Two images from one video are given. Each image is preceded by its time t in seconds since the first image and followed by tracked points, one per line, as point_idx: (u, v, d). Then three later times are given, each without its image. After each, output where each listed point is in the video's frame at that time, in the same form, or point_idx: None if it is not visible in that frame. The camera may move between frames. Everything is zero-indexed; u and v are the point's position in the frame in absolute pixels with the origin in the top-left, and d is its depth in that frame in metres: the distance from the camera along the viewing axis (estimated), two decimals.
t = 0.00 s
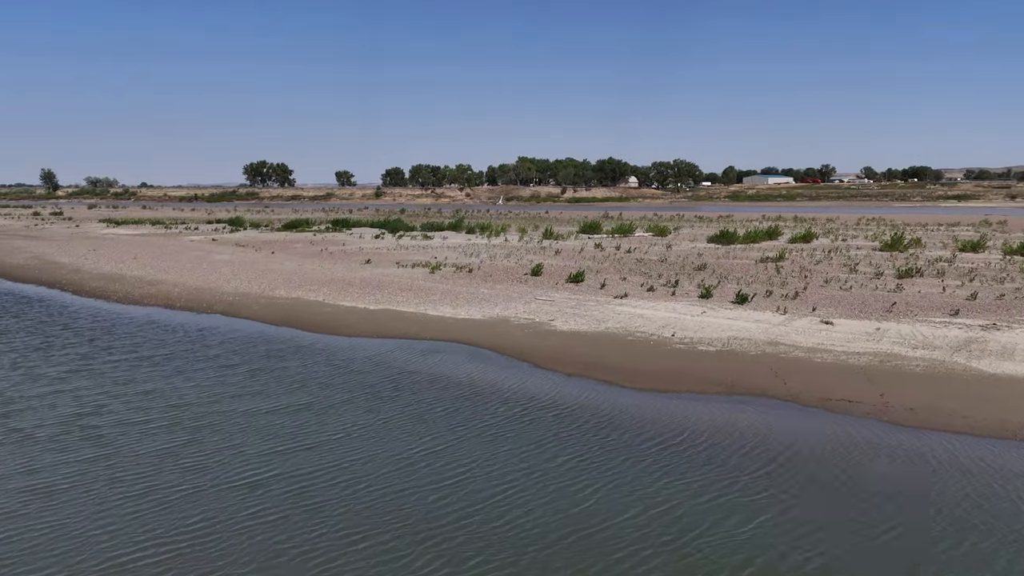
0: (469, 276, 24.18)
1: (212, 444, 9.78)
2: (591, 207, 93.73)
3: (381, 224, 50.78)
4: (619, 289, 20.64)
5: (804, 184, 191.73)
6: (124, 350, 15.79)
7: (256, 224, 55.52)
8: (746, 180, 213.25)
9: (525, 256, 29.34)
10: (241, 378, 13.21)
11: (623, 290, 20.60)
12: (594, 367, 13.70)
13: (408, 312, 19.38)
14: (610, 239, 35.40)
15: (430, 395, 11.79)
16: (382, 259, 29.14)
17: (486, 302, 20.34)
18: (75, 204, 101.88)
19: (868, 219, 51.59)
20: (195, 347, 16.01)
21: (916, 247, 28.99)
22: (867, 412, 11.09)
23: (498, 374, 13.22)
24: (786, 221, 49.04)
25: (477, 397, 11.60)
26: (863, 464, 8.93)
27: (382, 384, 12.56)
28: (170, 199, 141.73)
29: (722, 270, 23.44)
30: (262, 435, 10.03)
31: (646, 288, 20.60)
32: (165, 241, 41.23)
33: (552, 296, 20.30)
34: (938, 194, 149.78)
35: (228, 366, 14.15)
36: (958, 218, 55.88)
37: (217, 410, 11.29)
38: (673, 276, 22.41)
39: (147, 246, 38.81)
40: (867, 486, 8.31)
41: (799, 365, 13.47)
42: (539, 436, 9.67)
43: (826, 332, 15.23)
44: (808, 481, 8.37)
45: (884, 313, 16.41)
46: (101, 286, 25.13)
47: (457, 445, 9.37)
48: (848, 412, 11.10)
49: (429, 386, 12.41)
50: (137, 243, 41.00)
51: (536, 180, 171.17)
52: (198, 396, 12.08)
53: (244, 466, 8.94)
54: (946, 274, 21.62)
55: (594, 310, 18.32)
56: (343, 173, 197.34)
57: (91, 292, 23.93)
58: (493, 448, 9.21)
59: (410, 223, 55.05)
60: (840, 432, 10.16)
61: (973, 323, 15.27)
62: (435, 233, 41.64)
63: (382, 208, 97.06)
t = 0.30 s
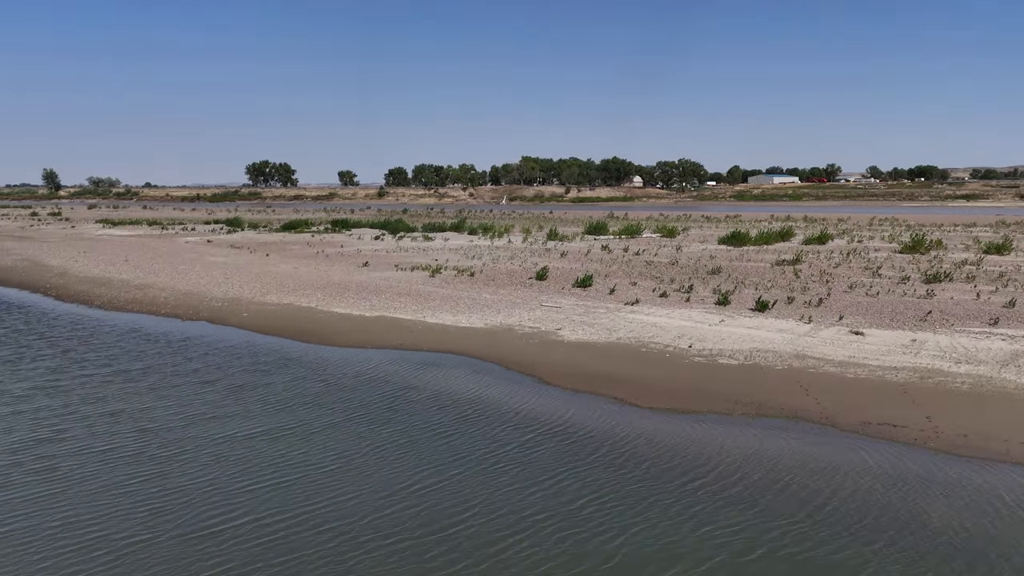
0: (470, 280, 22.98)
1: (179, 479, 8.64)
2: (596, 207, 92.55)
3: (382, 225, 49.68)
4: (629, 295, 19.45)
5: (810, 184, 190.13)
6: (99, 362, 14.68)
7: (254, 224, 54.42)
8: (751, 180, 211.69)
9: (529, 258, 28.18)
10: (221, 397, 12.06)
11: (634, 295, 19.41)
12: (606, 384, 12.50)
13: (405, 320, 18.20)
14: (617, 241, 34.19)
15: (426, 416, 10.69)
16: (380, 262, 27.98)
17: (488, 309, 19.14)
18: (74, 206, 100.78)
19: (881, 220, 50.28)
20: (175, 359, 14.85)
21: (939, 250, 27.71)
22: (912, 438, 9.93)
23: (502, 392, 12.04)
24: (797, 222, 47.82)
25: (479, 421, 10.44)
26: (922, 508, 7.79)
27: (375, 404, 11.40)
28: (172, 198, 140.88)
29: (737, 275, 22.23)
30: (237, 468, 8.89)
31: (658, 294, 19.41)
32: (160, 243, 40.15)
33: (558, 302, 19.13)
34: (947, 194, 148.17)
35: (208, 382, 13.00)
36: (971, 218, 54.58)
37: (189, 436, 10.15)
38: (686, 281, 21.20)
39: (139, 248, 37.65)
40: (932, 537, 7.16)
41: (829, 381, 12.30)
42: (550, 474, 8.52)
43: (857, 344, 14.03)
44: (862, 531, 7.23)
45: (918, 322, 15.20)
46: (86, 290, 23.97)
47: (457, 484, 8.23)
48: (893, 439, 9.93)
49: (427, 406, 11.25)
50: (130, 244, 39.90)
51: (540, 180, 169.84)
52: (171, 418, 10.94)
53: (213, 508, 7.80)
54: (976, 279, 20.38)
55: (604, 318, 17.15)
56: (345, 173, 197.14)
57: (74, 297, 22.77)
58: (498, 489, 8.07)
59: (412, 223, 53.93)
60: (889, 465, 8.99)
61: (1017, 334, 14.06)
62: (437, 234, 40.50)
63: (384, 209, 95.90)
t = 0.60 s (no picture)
0: (472, 285, 21.80)
1: (136, 527, 7.49)
2: (600, 207, 91.38)
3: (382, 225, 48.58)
4: (640, 302, 18.25)
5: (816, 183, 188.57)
6: (69, 378, 13.55)
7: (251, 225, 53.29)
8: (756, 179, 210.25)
9: (534, 261, 27.00)
10: (195, 419, 10.94)
11: (646, 303, 18.20)
12: (620, 405, 11.32)
13: (402, 330, 17.03)
14: (624, 243, 32.98)
15: (420, 445, 9.56)
16: (378, 265, 26.82)
17: (491, 316, 17.96)
18: (73, 206, 99.76)
19: (894, 220, 48.96)
20: (153, 373, 13.74)
21: (963, 254, 26.44)
22: (971, 473, 8.79)
23: (505, 414, 10.88)
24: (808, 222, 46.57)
25: (480, 451, 9.31)
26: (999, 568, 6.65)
27: (365, 429, 10.26)
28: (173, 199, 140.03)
29: (754, 280, 21.01)
30: (204, 512, 7.73)
31: (672, 301, 18.20)
32: (154, 244, 39.04)
33: (565, 310, 17.94)
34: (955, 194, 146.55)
35: (184, 402, 11.87)
36: (986, 219, 53.29)
37: (154, 469, 9.01)
38: (699, 286, 19.99)
39: (132, 249, 36.55)
40: None
41: (867, 403, 11.13)
42: (563, 523, 7.37)
43: (894, 359, 12.82)
44: None
45: (958, 334, 13.98)
46: (70, 296, 22.88)
47: (455, 536, 7.10)
48: (951, 476, 8.77)
49: (423, 432, 10.12)
50: (123, 246, 38.79)
51: (544, 180, 168.63)
52: (138, 448, 9.81)
53: (171, 566, 6.68)
54: (1010, 285, 19.13)
55: (615, 328, 15.95)
56: (347, 174, 196.19)
57: (55, 304, 21.63)
58: (504, 544, 6.92)
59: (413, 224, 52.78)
60: (952, 509, 7.86)
61: None
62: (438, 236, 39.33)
63: (387, 208, 94.97)
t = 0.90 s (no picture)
0: (473, 291, 20.64)
1: None
2: (604, 208, 90.31)
3: (382, 227, 47.46)
4: (653, 310, 17.07)
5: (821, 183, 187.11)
6: (34, 396, 12.42)
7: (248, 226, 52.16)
8: (761, 179, 208.88)
9: (538, 265, 25.83)
10: (163, 448, 9.80)
11: (659, 311, 17.02)
12: (638, 432, 10.14)
13: (398, 340, 15.89)
14: (632, 245, 31.79)
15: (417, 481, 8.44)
16: (376, 269, 25.67)
17: (493, 325, 16.80)
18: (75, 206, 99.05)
19: (907, 221, 47.74)
20: (125, 391, 12.60)
21: (988, 257, 25.23)
22: None
23: (508, 442, 9.72)
24: (819, 223, 45.34)
25: (481, 490, 8.18)
26: None
27: (353, 461, 9.13)
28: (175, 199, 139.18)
29: (771, 285, 19.83)
30: (161, 572, 6.61)
31: (686, 309, 17.02)
32: (147, 246, 37.92)
33: (571, 318, 16.78)
34: (963, 194, 145.05)
35: (154, 425, 10.73)
36: (999, 220, 52.08)
37: (111, 513, 7.86)
38: (714, 293, 18.80)
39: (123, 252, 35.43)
40: None
41: (913, 428, 9.98)
42: None
43: (937, 376, 11.64)
44: None
45: (1003, 348, 12.79)
46: (51, 302, 21.76)
47: None
48: None
49: (416, 464, 8.99)
50: (115, 248, 37.68)
51: (548, 180, 167.46)
52: (97, 484, 8.66)
53: None
54: None
55: (626, 339, 14.78)
56: (349, 174, 195.24)
57: (34, 311, 20.51)
58: None
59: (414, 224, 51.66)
60: None
61: None
62: (439, 237, 38.19)
63: (388, 208, 93.77)
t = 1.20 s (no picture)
0: (475, 297, 19.53)
1: None
2: (608, 207, 89.24)
3: (382, 227, 46.44)
4: (667, 318, 15.94)
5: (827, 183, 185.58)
6: None
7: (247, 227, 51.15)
8: (767, 179, 207.24)
9: (543, 268, 24.71)
10: (125, 484, 8.69)
11: (673, 319, 15.89)
12: (660, 465, 8.99)
13: (394, 351, 14.80)
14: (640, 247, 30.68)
15: (409, 529, 7.36)
16: (374, 272, 24.59)
17: (496, 334, 15.70)
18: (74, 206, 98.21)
19: (921, 222, 46.56)
20: (94, 411, 11.55)
21: (1015, 261, 24.03)
22: None
23: (514, 480, 8.59)
24: (831, 224, 44.13)
25: (481, 547, 7.06)
26: None
27: (337, 501, 8.06)
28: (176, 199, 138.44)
29: (791, 291, 18.68)
30: None
31: (702, 317, 15.88)
32: (140, 248, 36.93)
33: (580, 327, 15.67)
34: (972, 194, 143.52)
35: (118, 455, 9.62)
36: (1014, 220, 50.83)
37: (54, 568, 6.80)
38: (731, 299, 17.66)
39: (115, 253, 34.41)
40: None
41: (971, 458, 8.84)
42: None
43: (989, 397, 10.49)
44: None
45: None
46: (31, 308, 20.71)
47: None
48: None
49: (408, 508, 7.86)
50: (107, 249, 36.68)
51: (551, 180, 166.42)
52: (44, 528, 7.59)
53: None
54: None
55: (640, 351, 13.67)
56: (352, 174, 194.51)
57: (13, 318, 19.50)
58: None
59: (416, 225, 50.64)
60: None
61: None
62: (441, 238, 37.11)
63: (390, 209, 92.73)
